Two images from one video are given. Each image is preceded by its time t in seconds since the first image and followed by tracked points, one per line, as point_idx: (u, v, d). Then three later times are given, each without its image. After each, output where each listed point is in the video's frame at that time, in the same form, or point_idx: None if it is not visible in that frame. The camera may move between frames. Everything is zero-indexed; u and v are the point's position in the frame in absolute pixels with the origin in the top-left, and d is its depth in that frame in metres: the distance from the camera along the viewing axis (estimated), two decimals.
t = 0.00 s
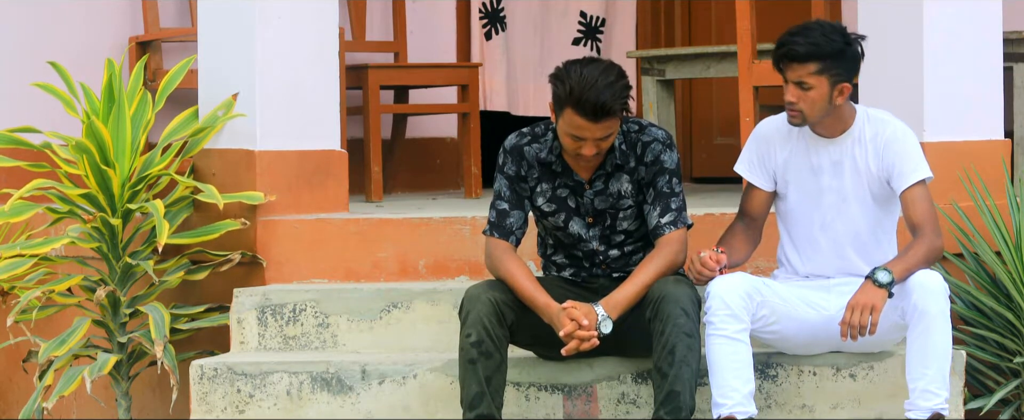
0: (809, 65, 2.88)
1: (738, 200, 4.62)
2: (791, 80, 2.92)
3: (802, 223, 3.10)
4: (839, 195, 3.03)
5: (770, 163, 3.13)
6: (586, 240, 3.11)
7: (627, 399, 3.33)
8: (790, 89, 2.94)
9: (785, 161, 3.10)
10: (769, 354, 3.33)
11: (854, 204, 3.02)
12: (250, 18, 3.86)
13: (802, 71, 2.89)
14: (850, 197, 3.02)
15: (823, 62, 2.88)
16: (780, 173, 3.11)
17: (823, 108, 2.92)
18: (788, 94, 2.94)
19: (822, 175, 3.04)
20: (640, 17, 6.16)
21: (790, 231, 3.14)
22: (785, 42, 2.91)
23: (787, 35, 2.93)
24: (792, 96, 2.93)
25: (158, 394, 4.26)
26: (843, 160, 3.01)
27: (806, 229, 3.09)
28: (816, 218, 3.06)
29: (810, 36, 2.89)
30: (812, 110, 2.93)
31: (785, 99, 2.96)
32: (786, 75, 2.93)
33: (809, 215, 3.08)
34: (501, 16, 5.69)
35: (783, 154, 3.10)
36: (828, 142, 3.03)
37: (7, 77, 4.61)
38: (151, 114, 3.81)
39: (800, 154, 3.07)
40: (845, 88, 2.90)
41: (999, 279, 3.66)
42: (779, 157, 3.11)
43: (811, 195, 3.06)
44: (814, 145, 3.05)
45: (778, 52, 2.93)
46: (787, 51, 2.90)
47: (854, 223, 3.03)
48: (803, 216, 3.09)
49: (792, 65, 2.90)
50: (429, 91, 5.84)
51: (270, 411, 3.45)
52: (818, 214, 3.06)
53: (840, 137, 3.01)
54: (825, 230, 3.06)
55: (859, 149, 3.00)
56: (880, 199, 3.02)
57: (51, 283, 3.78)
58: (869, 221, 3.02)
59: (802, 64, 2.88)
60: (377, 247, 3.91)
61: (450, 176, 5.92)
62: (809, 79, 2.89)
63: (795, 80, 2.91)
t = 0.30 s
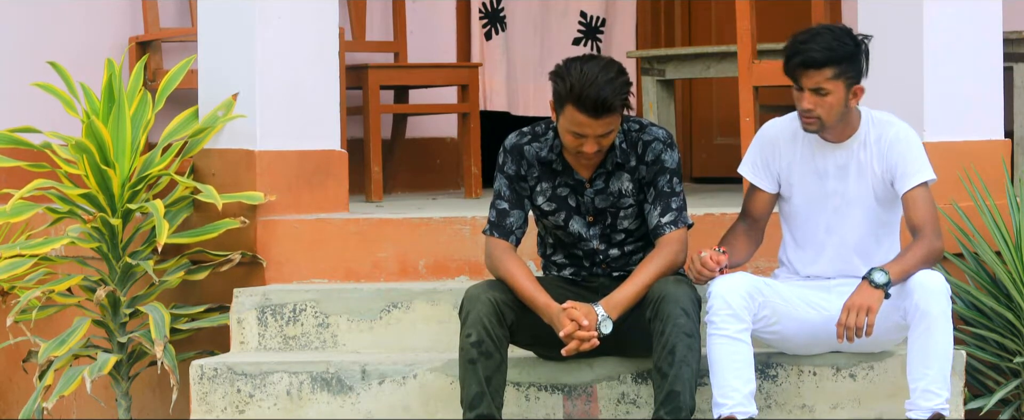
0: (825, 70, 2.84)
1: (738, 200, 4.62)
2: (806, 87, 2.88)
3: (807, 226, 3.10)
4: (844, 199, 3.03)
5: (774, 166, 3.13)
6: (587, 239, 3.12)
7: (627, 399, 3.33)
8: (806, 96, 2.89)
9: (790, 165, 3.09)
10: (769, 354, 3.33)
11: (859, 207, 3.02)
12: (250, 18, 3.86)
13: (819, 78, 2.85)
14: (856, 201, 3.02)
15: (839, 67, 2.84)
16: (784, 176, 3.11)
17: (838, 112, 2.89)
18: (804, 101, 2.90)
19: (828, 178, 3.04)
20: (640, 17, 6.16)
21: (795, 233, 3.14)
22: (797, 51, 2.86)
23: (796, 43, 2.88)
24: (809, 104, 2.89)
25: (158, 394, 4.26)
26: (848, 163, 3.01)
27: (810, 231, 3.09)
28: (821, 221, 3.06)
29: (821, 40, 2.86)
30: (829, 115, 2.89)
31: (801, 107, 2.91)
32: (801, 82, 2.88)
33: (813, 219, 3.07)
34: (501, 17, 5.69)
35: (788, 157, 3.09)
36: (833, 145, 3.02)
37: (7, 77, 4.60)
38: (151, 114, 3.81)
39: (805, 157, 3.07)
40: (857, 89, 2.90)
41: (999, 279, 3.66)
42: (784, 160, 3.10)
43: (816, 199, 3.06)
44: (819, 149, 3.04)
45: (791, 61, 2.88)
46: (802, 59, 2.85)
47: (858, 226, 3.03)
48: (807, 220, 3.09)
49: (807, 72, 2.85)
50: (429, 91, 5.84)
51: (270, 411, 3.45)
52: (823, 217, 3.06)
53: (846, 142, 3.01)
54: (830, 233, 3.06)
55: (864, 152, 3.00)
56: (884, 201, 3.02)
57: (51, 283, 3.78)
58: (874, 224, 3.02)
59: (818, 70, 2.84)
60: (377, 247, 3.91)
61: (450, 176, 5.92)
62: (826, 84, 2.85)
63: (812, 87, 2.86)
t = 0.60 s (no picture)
0: (840, 73, 2.83)
1: (739, 200, 4.62)
2: (820, 92, 2.86)
3: (811, 228, 3.09)
4: (849, 200, 3.02)
5: (779, 167, 3.13)
6: (587, 240, 3.12)
7: (627, 399, 3.33)
8: (820, 101, 2.87)
9: (795, 166, 3.09)
10: (769, 354, 3.33)
11: (863, 208, 3.01)
12: (250, 18, 3.86)
13: (834, 82, 2.83)
14: (860, 202, 3.01)
15: (854, 69, 2.84)
16: (789, 178, 3.10)
17: (849, 114, 2.89)
18: (818, 105, 2.88)
19: (833, 180, 3.03)
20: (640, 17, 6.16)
21: (798, 235, 3.13)
22: (812, 56, 2.84)
23: (808, 49, 2.86)
24: (825, 108, 2.87)
25: (158, 394, 4.26)
26: (853, 165, 3.01)
27: (814, 233, 3.09)
28: (826, 223, 3.06)
29: (832, 44, 2.85)
30: (842, 118, 2.89)
31: (816, 112, 2.89)
32: (815, 87, 2.86)
33: (818, 220, 3.07)
34: (501, 16, 5.69)
35: (793, 159, 3.09)
36: (838, 147, 3.02)
37: (6, 77, 4.61)
38: (151, 114, 3.81)
39: (809, 158, 3.07)
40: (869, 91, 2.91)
41: (999, 279, 3.66)
42: (789, 162, 3.10)
43: (821, 200, 3.06)
44: (824, 150, 3.04)
45: (806, 67, 2.85)
46: (818, 64, 2.83)
47: (862, 227, 3.02)
48: (812, 221, 3.08)
49: (823, 77, 2.83)
50: (429, 91, 5.84)
51: (270, 411, 3.45)
52: (827, 217, 3.06)
53: (852, 144, 3.00)
54: (834, 235, 3.06)
55: (868, 153, 2.99)
56: (888, 202, 3.02)
57: (51, 283, 3.78)
58: (878, 225, 3.02)
59: (833, 74, 2.83)
60: (377, 247, 3.91)
61: (450, 175, 5.92)
62: (842, 88, 2.84)
63: (827, 91, 2.85)
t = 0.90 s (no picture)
0: (847, 75, 2.82)
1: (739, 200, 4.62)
2: (828, 94, 2.85)
3: (812, 230, 3.09)
4: (851, 201, 3.02)
5: (781, 168, 3.12)
6: (587, 241, 3.12)
7: (627, 399, 3.33)
8: (827, 103, 2.87)
9: (797, 167, 3.09)
10: (769, 354, 3.33)
11: (865, 209, 3.01)
12: (250, 18, 3.86)
13: (843, 85, 2.83)
14: (862, 203, 3.02)
15: (860, 71, 2.83)
16: (791, 178, 3.10)
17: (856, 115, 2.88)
18: (826, 108, 2.87)
19: (834, 181, 3.04)
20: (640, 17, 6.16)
21: (800, 236, 3.13)
22: (820, 60, 2.83)
23: (815, 52, 2.85)
24: (833, 111, 2.87)
25: (158, 394, 4.25)
26: (854, 166, 3.01)
27: (815, 234, 3.09)
28: (828, 224, 3.06)
29: (839, 46, 2.84)
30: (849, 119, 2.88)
31: (823, 114, 2.88)
32: (823, 89, 2.85)
33: (820, 221, 3.07)
34: (502, 16, 5.69)
35: (795, 160, 3.09)
36: (839, 148, 3.02)
37: (6, 77, 4.60)
38: (151, 114, 3.81)
39: (811, 159, 3.07)
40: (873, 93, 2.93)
41: (999, 279, 3.66)
42: (791, 163, 3.10)
43: (823, 200, 3.06)
44: (826, 151, 3.05)
45: (815, 70, 2.83)
46: (827, 66, 2.82)
47: (864, 228, 3.02)
48: (813, 223, 3.08)
49: (831, 79, 2.82)
50: (429, 91, 5.84)
51: (270, 411, 3.45)
52: (829, 218, 3.06)
53: (855, 145, 3.00)
54: (836, 236, 3.06)
55: (870, 154, 3.00)
56: (890, 203, 3.02)
57: (51, 283, 3.78)
58: (880, 225, 3.02)
59: (841, 76, 2.82)
60: (377, 247, 3.91)
61: (450, 175, 5.92)
62: (850, 90, 2.84)
63: (835, 93, 2.84)
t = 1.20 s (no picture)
0: (854, 74, 2.82)
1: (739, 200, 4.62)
2: (835, 93, 2.85)
3: (814, 230, 3.09)
4: (853, 201, 3.02)
5: (782, 168, 3.12)
6: (587, 241, 3.12)
7: (627, 399, 3.33)
8: (835, 102, 2.87)
9: (798, 168, 3.09)
10: (769, 354, 3.33)
11: (866, 209, 3.02)
12: (250, 18, 3.86)
13: (850, 84, 2.83)
14: (863, 203, 3.02)
15: (866, 69, 2.83)
16: (793, 178, 3.10)
17: (859, 115, 2.89)
18: (833, 107, 2.87)
19: (836, 181, 3.04)
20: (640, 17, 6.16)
21: (801, 237, 3.13)
22: (827, 59, 2.83)
23: (821, 52, 2.85)
24: (840, 110, 2.87)
25: (158, 394, 4.25)
26: (856, 166, 3.01)
27: (816, 234, 3.09)
28: (829, 224, 3.06)
29: (844, 45, 2.84)
30: (855, 118, 2.89)
31: (830, 114, 2.89)
32: (829, 88, 2.85)
33: (821, 222, 3.07)
34: (501, 17, 5.70)
35: (797, 160, 3.09)
36: (841, 147, 3.02)
37: (6, 76, 4.60)
38: (151, 114, 3.81)
39: (813, 159, 3.07)
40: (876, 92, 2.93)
41: (998, 279, 3.66)
42: (792, 163, 3.10)
43: (825, 201, 3.05)
44: (828, 151, 3.05)
45: (822, 70, 2.83)
46: (833, 66, 2.81)
47: (866, 228, 3.02)
48: (815, 223, 3.08)
49: (838, 79, 2.82)
50: (429, 91, 5.84)
51: (270, 411, 3.45)
52: (830, 218, 3.05)
53: (857, 145, 3.00)
54: (838, 236, 3.06)
55: (872, 153, 3.00)
56: (892, 203, 3.02)
57: (51, 283, 3.78)
58: (881, 225, 3.02)
59: (848, 75, 2.82)
60: (377, 247, 3.91)
61: (450, 175, 5.92)
62: (856, 89, 2.84)
63: (842, 92, 2.84)
